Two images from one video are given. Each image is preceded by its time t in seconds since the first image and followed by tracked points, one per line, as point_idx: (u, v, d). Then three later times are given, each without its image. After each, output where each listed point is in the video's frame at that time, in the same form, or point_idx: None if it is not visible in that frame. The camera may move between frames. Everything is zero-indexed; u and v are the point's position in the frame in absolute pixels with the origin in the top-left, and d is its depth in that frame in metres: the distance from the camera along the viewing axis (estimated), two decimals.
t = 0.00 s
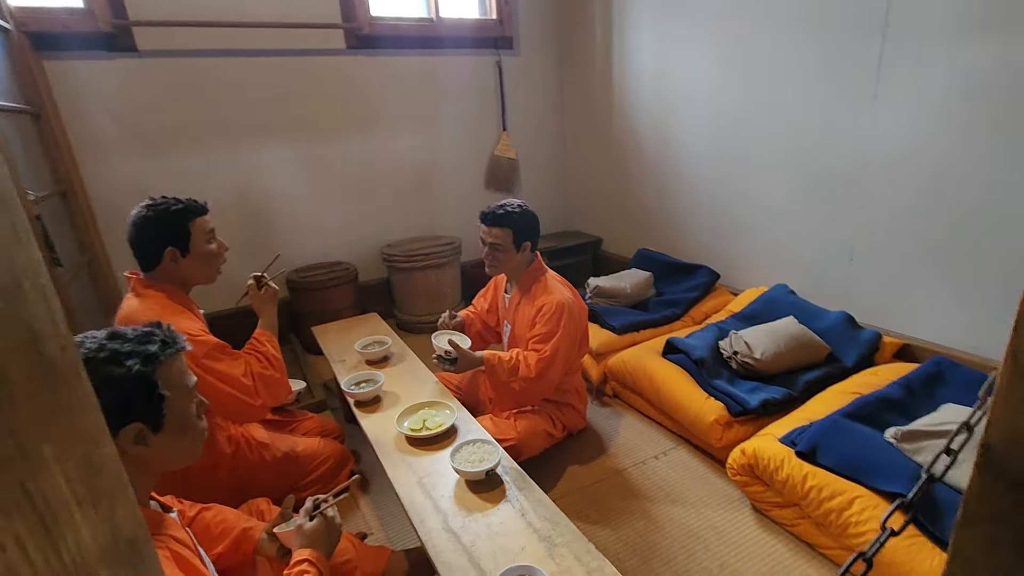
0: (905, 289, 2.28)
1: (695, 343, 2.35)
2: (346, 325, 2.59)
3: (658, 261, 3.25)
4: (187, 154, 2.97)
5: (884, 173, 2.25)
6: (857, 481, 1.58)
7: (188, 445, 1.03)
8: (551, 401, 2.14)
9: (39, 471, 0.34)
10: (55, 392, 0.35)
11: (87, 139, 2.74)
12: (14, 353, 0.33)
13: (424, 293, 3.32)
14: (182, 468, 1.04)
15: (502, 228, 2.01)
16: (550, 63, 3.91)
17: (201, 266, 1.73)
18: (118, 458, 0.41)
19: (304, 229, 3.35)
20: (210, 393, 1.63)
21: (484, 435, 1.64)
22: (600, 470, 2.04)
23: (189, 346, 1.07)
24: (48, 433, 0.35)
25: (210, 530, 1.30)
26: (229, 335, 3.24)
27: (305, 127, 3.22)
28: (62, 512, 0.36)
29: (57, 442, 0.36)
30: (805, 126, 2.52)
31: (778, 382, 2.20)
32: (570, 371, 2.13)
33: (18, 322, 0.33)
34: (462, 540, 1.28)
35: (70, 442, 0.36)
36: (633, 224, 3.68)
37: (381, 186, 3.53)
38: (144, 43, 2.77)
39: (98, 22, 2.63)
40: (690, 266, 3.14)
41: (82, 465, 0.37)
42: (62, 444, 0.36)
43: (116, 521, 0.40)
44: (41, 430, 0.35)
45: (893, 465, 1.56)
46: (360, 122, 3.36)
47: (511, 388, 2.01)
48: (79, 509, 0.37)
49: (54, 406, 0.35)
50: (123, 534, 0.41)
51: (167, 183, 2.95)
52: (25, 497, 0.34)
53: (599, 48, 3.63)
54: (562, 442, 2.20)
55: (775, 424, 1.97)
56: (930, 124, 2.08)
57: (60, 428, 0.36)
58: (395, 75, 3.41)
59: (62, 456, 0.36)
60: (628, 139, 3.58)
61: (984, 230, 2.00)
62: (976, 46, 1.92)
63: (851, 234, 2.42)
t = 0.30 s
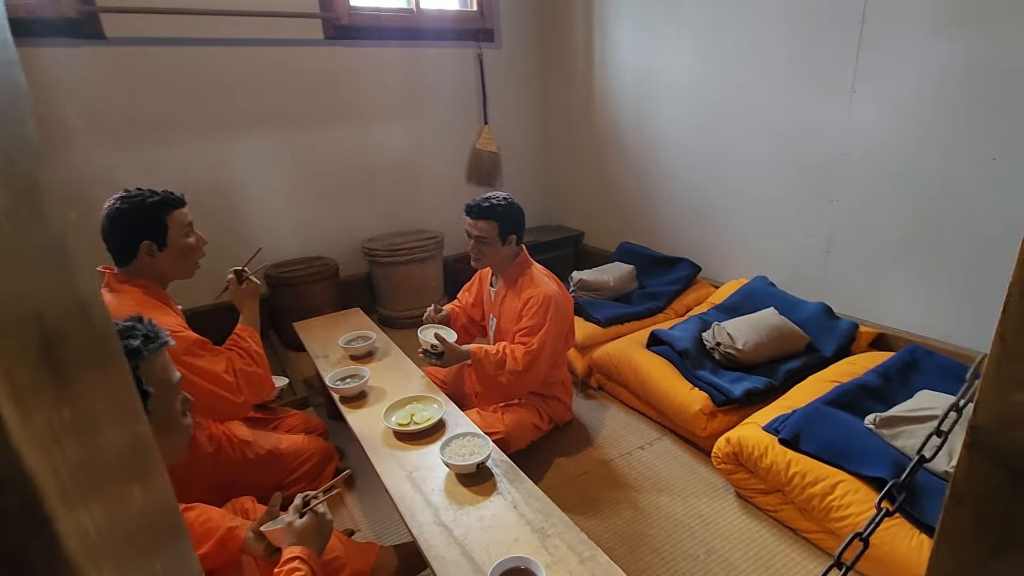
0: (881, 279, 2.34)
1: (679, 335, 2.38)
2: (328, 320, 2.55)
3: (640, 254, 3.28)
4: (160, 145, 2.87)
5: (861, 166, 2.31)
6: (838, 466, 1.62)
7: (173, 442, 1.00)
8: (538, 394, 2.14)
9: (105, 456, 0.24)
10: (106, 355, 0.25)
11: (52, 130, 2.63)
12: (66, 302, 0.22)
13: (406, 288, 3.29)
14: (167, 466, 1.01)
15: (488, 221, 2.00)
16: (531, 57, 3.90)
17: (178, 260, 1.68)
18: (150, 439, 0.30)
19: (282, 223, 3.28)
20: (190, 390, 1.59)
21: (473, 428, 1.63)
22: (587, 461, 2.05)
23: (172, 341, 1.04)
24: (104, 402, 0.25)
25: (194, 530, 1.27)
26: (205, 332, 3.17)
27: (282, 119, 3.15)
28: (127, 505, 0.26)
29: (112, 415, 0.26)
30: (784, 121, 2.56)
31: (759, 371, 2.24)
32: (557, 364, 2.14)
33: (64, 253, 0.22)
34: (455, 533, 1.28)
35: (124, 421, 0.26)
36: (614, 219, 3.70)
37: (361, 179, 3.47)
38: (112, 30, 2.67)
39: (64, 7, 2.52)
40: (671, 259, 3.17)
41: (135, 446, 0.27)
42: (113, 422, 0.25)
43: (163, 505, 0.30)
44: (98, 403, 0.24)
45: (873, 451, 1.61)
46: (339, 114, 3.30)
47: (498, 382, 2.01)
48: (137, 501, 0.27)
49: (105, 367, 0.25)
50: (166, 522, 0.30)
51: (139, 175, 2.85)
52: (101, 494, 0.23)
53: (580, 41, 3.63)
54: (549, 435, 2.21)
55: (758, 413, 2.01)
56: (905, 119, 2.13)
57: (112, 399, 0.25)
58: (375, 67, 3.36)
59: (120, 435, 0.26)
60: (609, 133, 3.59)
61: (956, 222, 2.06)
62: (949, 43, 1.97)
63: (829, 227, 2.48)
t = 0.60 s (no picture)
0: (855, 276, 2.40)
1: (660, 331, 2.40)
2: (309, 320, 2.53)
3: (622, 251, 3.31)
4: (132, 142, 2.80)
5: (836, 165, 2.36)
6: (816, 458, 1.66)
7: (151, 446, 0.97)
8: (521, 391, 2.15)
9: (85, 449, 0.27)
10: (93, 357, 0.28)
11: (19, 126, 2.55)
12: (52, 311, 0.26)
13: (388, 287, 3.27)
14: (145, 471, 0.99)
15: (471, 220, 1.99)
16: (512, 54, 3.89)
17: (153, 259, 1.65)
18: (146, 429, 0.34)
19: (260, 221, 3.23)
20: (167, 392, 1.55)
21: (457, 427, 1.63)
22: (571, 458, 2.06)
23: (149, 343, 1.01)
24: (87, 400, 0.28)
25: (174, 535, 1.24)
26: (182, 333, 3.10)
27: (260, 116, 3.10)
28: (108, 490, 0.29)
29: (97, 412, 0.29)
30: (761, 121, 2.61)
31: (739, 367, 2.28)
32: (540, 362, 2.14)
33: (54, 269, 0.26)
34: (441, 532, 1.27)
35: (108, 418, 0.29)
36: (596, 216, 3.72)
37: (341, 177, 3.43)
38: (82, 23, 2.59)
39: None
40: (652, 257, 3.20)
41: (120, 442, 0.30)
42: (99, 416, 0.29)
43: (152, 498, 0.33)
44: (83, 400, 0.28)
45: (849, 443, 1.65)
46: (319, 111, 3.26)
47: (482, 380, 2.01)
48: (117, 491, 0.30)
49: (92, 368, 0.28)
50: (157, 510, 0.33)
51: (111, 173, 2.78)
52: (74, 480, 0.27)
53: (562, 40, 3.64)
54: (532, 432, 2.22)
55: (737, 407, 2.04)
56: (878, 119, 2.19)
57: (96, 397, 0.29)
58: (355, 63, 3.32)
59: (101, 431, 0.29)
60: (590, 131, 3.61)
61: (927, 220, 2.12)
62: (921, 44, 2.02)
63: (805, 224, 2.53)
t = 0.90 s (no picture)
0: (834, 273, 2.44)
1: (643, 329, 2.43)
2: (292, 320, 2.50)
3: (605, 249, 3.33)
4: (108, 140, 2.74)
5: (814, 164, 2.41)
6: (795, 452, 1.69)
7: (129, 449, 0.96)
8: (506, 390, 2.15)
9: (61, 451, 0.27)
10: (67, 360, 0.28)
11: None
12: (22, 315, 0.25)
13: (372, 286, 3.25)
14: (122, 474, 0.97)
15: (455, 218, 1.99)
16: (495, 52, 3.89)
17: (130, 259, 1.62)
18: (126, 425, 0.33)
19: (241, 220, 3.18)
20: (144, 394, 1.53)
21: (442, 426, 1.63)
22: (555, 455, 2.07)
23: (126, 344, 0.99)
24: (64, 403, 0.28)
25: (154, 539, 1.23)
26: (162, 333, 3.05)
27: (240, 113, 3.05)
28: (84, 495, 0.29)
29: (74, 414, 0.28)
30: (741, 120, 2.64)
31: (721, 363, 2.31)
32: (525, 360, 2.15)
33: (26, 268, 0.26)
34: (426, 531, 1.27)
35: (82, 421, 0.29)
36: (580, 215, 3.74)
37: (324, 176, 3.40)
38: (54, 17, 2.53)
39: None
40: (635, 255, 3.23)
41: (97, 448, 0.30)
42: (73, 420, 0.28)
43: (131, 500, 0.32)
44: (56, 402, 0.27)
45: (827, 436, 1.68)
46: (300, 108, 3.22)
47: (466, 378, 2.01)
48: (94, 497, 0.30)
49: (67, 368, 0.28)
50: (135, 515, 0.33)
51: (86, 171, 2.72)
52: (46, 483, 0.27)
53: (545, 38, 3.64)
54: (517, 430, 2.22)
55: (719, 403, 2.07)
56: (855, 119, 2.23)
57: (71, 400, 0.28)
58: (337, 61, 3.28)
59: (75, 435, 0.28)
60: (573, 130, 3.62)
61: (901, 218, 2.17)
62: (895, 46, 2.07)
63: (785, 223, 2.57)
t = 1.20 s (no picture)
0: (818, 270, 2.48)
1: (632, 327, 2.44)
2: (279, 320, 2.49)
3: (594, 248, 3.35)
4: (91, 138, 2.70)
5: (798, 163, 2.44)
6: (781, 447, 1.71)
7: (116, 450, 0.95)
8: (495, 388, 2.15)
9: (52, 449, 0.27)
10: (59, 357, 0.27)
11: None
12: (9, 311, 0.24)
13: (361, 286, 3.24)
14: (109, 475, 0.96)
15: (443, 217, 1.98)
16: (483, 51, 3.89)
17: (114, 259, 1.60)
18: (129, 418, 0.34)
19: (228, 220, 3.16)
20: (129, 395, 1.51)
21: (431, 425, 1.63)
22: (545, 453, 2.08)
23: (111, 344, 0.98)
24: (53, 399, 0.27)
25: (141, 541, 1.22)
26: (147, 334, 3.02)
27: (226, 112, 3.02)
28: (79, 495, 0.28)
29: (65, 411, 0.27)
30: (727, 119, 2.66)
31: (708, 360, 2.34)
32: (514, 359, 2.16)
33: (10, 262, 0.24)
34: (416, 530, 1.27)
35: (76, 420, 0.28)
36: (569, 213, 3.75)
37: (311, 174, 3.38)
38: (35, 14, 2.48)
39: None
40: (624, 253, 3.25)
41: (92, 448, 0.29)
42: (63, 418, 0.27)
43: (124, 498, 0.31)
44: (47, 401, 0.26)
45: (812, 431, 1.71)
46: (287, 107, 3.20)
47: (456, 377, 2.01)
48: (85, 497, 0.29)
49: (57, 364, 0.27)
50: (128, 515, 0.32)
51: (68, 170, 2.68)
52: (37, 480, 0.26)
53: (533, 37, 3.64)
54: (507, 428, 2.23)
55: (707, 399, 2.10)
56: (839, 119, 2.26)
57: (61, 398, 0.27)
58: (324, 59, 3.26)
59: (66, 433, 0.27)
60: (562, 129, 3.63)
61: (883, 217, 2.21)
62: (876, 47, 2.10)
63: (770, 220, 2.60)
